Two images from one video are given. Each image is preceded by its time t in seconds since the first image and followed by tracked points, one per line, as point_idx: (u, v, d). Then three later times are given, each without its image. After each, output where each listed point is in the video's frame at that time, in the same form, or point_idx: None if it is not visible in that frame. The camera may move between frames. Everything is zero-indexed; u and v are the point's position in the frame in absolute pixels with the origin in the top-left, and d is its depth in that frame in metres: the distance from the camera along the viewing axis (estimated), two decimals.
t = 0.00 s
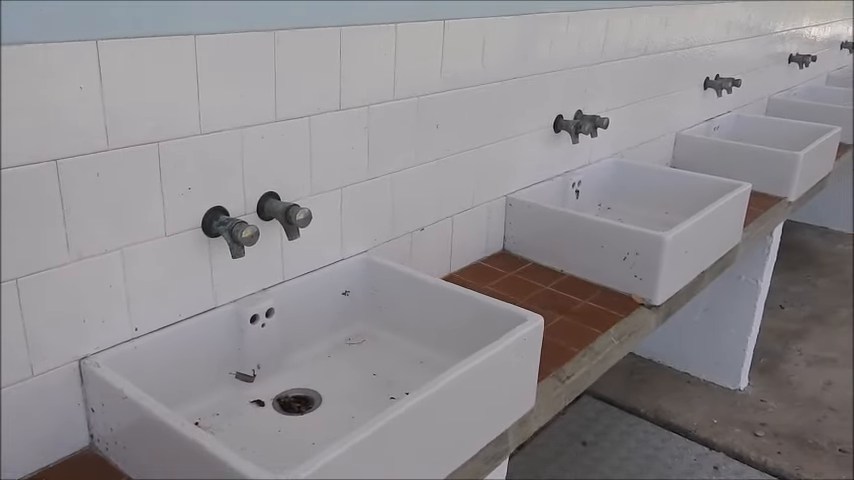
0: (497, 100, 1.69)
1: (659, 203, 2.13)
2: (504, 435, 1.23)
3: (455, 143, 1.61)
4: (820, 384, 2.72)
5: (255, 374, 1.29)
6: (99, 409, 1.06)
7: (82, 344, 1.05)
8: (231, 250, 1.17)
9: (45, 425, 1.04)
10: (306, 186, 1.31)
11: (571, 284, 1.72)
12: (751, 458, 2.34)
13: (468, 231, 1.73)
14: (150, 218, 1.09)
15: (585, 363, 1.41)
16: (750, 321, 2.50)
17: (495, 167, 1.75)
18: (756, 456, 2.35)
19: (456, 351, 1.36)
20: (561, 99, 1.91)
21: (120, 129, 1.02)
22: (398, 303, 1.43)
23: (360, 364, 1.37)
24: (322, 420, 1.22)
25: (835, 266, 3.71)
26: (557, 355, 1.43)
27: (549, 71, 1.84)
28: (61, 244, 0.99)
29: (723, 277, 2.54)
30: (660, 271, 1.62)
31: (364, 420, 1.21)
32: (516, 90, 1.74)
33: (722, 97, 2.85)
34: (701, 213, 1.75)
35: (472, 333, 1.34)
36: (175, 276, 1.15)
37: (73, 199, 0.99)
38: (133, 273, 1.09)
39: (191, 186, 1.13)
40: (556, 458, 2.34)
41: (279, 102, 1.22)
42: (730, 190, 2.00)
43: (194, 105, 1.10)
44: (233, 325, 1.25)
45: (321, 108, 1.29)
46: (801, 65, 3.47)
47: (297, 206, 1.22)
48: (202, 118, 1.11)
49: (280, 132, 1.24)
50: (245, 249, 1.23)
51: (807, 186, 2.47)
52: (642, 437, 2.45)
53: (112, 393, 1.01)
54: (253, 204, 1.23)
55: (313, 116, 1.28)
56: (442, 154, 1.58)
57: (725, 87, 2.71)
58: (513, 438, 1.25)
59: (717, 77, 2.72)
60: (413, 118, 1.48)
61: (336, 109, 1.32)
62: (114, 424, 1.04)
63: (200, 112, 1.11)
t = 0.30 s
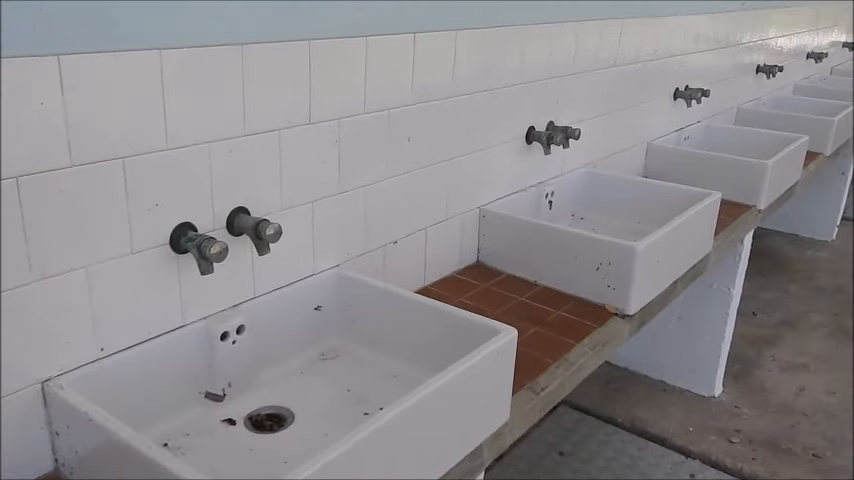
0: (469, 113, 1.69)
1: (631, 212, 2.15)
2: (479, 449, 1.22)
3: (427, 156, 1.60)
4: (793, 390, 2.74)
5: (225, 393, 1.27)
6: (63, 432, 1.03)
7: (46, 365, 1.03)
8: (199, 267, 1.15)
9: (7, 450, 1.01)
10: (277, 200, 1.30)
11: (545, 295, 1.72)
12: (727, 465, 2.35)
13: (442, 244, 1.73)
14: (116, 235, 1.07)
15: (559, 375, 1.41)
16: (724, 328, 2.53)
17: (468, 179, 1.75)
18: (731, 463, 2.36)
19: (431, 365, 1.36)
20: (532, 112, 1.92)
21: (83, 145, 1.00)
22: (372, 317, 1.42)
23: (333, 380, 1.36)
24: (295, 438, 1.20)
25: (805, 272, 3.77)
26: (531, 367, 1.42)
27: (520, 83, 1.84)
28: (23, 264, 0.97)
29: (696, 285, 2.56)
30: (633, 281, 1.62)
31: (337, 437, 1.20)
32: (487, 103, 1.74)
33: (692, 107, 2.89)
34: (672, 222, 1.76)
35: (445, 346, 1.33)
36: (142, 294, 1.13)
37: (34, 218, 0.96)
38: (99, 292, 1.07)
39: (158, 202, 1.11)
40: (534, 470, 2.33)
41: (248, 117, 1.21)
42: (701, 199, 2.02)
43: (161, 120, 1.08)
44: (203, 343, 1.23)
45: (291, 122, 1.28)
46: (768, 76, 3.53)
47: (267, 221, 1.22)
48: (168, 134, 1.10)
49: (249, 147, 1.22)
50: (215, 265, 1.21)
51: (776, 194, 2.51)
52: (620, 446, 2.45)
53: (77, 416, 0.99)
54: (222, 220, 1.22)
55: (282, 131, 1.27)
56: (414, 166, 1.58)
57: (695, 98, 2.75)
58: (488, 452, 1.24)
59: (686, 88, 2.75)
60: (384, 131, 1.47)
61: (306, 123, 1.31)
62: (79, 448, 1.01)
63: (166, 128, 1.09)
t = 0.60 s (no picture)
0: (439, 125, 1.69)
1: (602, 222, 2.16)
2: (452, 463, 1.21)
3: (397, 169, 1.60)
4: (764, 396, 2.77)
5: (191, 413, 1.25)
6: (24, 457, 1.00)
7: (5, 388, 1.00)
8: (165, 284, 1.13)
9: None
10: (245, 215, 1.29)
11: (518, 306, 1.72)
12: (700, 472, 2.37)
13: (413, 257, 1.72)
14: (78, 253, 1.05)
15: (532, 386, 1.41)
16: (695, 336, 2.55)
17: (439, 191, 1.75)
18: (704, 470, 2.37)
19: (403, 379, 1.35)
20: (502, 124, 1.93)
21: (43, 161, 0.98)
22: (343, 332, 1.41)
23: (304, 396, 1.34)
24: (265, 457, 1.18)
25: (773, 279, 3.82)
26: (504, 380, 1.42)
27: (490, 95, 1.85)
28: None
29: (667, 294, 2.58)
30: (604, 291, 1.63)
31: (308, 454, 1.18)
32: (457, 115, 1.74)
33: (660, 117, 2.92)
34: (641, 232, 1.77)
35: (417, 360, 1.32)
36: (106, 313, 1.11)
37: None
38: (61, 312, 1.05)
39: (121, 219, 1.09)
40: None
41: (214, 131, 1.19)
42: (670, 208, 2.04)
43: (124, 136, 1.06)
44: (170, 362, 1.20)
45: (258, 136, 1.27)
46: (734, 86, 3.59)
47: (234, 237, 1.20)
48: (132, 150, 1.08)
49: (215, 162, 1.21)
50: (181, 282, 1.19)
51: (744, 203, 2.54)
52: (594, 456, 2.45)
53: (38, 440, 0.96)
54: (188, 236, 1.20)
55: (249, 145, 1.26)
56: (384, 179, 1.57)
57: (662, 108, 2.79)
58: (461, 466, 1.23)
59: (654, 99, 2.79)
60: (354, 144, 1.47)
61: (274, 138, 1.30)
62: (40, 472, 0.98)
63: (130, 143, 1.07)
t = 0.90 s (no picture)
0: (418, 136, 1.69)
1: (581, 232, 2.17)
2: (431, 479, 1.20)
3: (375, 181, 1.59)
4: (742, 403, 2.79)
5: (166, 432, 1.23)
6: None
7: None
8: (138, 299, 1.12)
9: None
10: (221, 229, 1.27)
11: (497, 318, 1.71)
12: None
13: (392, 269, 1.71)
14: (48, 270, 1.03)
15: (512, 399, 1.40)
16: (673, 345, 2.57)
17: (418, 202, 1.75)
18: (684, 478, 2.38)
19: (381, 393, 1.34)
20: (480, 135, 1.93)
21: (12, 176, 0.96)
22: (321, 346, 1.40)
23: (281, 412, 1.33)
24: (241, 474, 1.16)
25: (751, 286, 3.86)
26: (483, 393, 1.41)
27: (468, 106, 1.85)
28: None
29: (646, 303, 2.60)
30: (582, 303, 1.63)
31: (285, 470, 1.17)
32: (435, 126, 1.74)
33: (637, 127, 2.95)
34: (620, 242, 1.78)
35: (396, 374, 1.31)
36: (78, 330, 1.09)
37: None
38: (30, 330, 1.02)
39: (93, 234, 1.07)
40: None
41: (188, 145, 1.18)
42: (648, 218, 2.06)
43: (96, 150, 1.05)
44: (143, 379, 1.18)
45: (234, 149, 1.26)
46: (709, 95, 3.63)
47: (209, 251, 1.18)
48: (104, 165, 1.06)
49: (190, 175, 1.19)
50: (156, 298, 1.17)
51: (720, 211, 2.57)
52: (575, 466, 2.45)
53: (7, 462, 0.94)
54: (163, 251, 1.18)
55: (225, 158, 1.24)
56: (362, 191, 1.56)
57: (639, 118, 2.81)
58: None
59: (631, 109, 2.81)
60: (331, 156, 1.46)
61: (250, 151, 1.28)
62: None
63: (102, 158, 1.06)
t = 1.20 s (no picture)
0: (395, 151, 1.69)
1: (559, 245, 2.18)
2: None
3: (352, 196, 1.59)
4: (720, 414, 2.80)
5: (140, 453, 1.21)
6: None
7: None
8: (111, 318, 1.10)
9: None
10: (196, 246, 1.26)
11: (477, 332, 1.71)
12: None
13: (371, 283, 1.71)
14: (19, 289, 1.01)
15: (492, 413, 1.40)
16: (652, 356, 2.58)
17: (397, 217, 1.74)
18: None
19: (360, 410, 1.33)
20: (457, 149, 1.93)
21: None
22: (300, 364, 1.39)
23: (258, 430, 1.32)
24: None
25: (727, 296, 3.89)
26: (463, 408, 1.41)
27: (445, 121, 1.85)
28: None
29: (624, 314, 2.61)
30: (561, 315, 1.64)
31: None
32: (412, 141, 1.74)
33: (613, 140, 2.97)
34: (597, 255, 1.79)
35: (375, 390, 1.31)
36: (49, 350, 1.06)
37: None
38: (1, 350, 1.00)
39: (65, 252, 1.06)
40: None
41: (163, 161, 1.17)
42: (625, 230, 2.07)
43: (68, 167, 1.03)
44: (117, 399, 1.16)
45: (210, 165, 1.24)
46: (684, 108, 3.67)
47: (185, 268, 1.17)
48: (77, 182, 1.05)
49: (166, 192, 1.18)
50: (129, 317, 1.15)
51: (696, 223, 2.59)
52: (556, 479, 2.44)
53: None
54: (137, 268, 1.17)
55: (201, 174, 1.23)
56: (339, 206, 1.55)
57: (616, 131, 2.83)
58: None
59: (608, 122, 2.83)
60: (308, 171, 1.45)
61: (226, 167, 1.28)
62: None
63: (74, 175, 1.04)
